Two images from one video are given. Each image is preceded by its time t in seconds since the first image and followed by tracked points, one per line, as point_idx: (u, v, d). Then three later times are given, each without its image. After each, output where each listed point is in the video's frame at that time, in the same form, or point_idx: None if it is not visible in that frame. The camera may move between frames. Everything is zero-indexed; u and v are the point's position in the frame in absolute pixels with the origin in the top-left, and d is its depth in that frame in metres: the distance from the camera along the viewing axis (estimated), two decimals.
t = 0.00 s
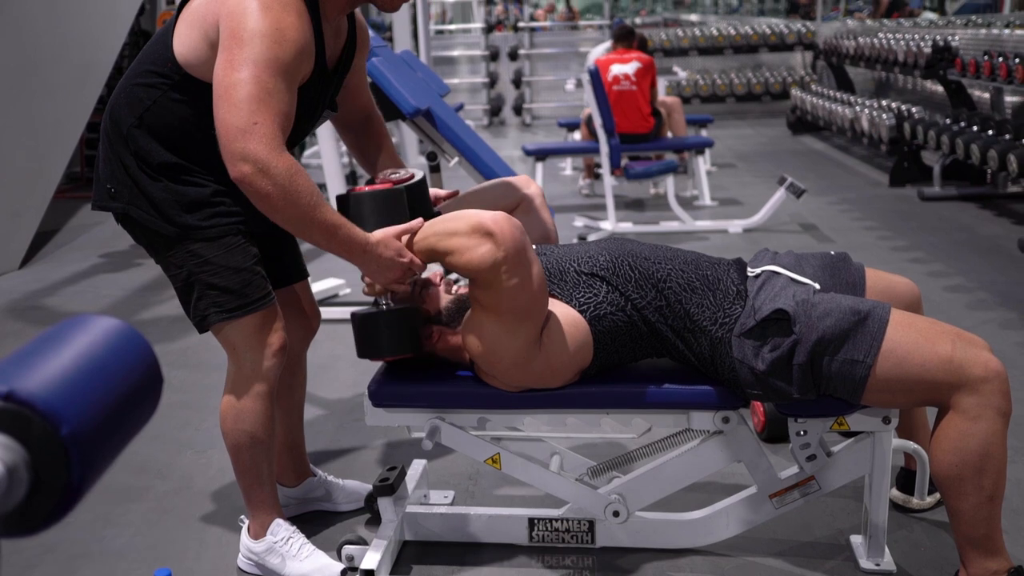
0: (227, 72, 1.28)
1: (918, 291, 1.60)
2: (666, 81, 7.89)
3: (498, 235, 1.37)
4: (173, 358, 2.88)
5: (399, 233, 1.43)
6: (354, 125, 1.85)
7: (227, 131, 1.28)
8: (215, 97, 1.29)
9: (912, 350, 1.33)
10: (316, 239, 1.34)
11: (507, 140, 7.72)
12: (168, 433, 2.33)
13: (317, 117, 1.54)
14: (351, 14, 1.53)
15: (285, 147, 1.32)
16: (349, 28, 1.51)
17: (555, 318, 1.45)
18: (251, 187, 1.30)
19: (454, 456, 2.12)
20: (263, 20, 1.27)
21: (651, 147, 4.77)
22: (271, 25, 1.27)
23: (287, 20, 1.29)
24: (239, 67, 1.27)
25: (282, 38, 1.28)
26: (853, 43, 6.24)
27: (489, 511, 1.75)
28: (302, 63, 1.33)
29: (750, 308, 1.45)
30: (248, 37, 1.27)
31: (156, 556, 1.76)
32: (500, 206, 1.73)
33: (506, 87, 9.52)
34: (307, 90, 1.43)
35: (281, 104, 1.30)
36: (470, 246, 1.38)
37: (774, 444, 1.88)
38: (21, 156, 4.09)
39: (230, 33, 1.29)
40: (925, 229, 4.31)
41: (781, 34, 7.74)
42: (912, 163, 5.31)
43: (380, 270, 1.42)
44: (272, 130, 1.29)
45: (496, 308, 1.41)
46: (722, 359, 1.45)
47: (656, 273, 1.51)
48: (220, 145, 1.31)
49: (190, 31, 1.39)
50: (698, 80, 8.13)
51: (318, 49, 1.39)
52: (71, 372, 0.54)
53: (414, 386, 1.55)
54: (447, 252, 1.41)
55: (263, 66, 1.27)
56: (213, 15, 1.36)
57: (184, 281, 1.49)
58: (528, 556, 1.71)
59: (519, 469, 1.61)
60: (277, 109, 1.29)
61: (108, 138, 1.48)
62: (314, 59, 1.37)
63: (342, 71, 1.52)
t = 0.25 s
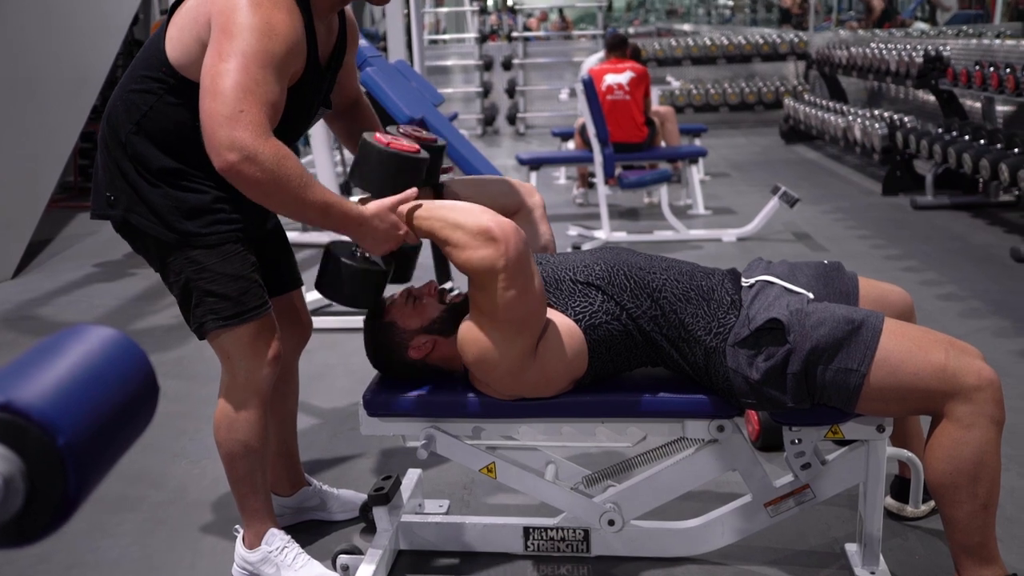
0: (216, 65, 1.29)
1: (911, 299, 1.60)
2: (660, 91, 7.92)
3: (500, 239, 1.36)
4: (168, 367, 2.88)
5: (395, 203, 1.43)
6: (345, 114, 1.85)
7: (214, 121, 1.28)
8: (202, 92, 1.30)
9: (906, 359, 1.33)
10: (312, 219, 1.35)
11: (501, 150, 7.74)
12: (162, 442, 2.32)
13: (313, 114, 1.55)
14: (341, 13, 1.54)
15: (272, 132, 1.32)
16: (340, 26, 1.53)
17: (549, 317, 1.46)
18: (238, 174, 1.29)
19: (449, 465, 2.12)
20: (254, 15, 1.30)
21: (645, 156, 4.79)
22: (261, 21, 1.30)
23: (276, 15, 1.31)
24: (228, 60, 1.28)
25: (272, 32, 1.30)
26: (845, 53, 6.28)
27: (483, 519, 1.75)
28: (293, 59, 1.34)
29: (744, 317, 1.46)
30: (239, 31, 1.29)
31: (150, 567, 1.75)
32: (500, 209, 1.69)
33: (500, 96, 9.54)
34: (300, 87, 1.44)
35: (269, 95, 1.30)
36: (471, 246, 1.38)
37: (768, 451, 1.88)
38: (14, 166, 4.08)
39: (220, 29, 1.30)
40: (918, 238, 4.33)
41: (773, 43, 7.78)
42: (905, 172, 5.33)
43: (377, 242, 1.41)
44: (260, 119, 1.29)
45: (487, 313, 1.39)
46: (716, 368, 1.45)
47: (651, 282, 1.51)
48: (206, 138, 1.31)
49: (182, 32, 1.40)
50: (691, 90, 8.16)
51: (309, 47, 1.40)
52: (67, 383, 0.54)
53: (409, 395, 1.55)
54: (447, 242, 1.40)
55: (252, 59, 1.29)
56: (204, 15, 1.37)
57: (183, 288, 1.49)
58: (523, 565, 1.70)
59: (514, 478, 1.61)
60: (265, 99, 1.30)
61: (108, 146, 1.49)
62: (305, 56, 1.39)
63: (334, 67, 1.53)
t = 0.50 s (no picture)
0: (213, 63, 1.30)
1: (909, 303, 1.61)
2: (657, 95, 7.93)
3: (502, 242, 1.35)
4: (166, 372, 2.87)
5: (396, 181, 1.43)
6: (343, 111, 1.86)
7: (211, 118, 1.28)
8: (199, 91, 1.31)
9: (905, 364, 1.34)
10: (315, 200, 1.36)
11: (499, 155, 7.74)
12: (161, 447, 2.32)
13: (312, 115, 1.56)
14: (339, 15, 1.55)
15: (268, 126, 1.32)
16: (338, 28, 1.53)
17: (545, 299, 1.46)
18: (235, 169, 1.30)
19: (448, 470, 2.11)
20: (252, 16, 1.30)
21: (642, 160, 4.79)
22: (259, 21, 1.30)
23: (275, 15, 1.32)
24: (225, 59, 1.29)
25: (270, 31, 1.31)
26: (842, 58, 6.29)
27: (482, 524, 1.74)
28: (291, 60, 1.35)
29: (744, 322, 1.46)
30: (237, 29, 1.30)
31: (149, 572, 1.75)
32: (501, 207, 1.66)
33: (498, 101, 9.54)
34: (298, 88, 1.44)
35: (266, 91, 1.30)
36: (473, 246, 1.37)
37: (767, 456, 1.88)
38: (12, 171, 4.08)
39: (219, 29, 1.31)
40: (916, 242, 4.33)
41: (770, 48, 7.80)
42: (902, 176, 5.34)
43: (385, 219, 1.44)
44: (257, 117, 1.30)
45: (487, 317, 1.39)
46: (715, 373, 1.45)
47: (651, 287, 1.51)
48: (201, 136, 1.32)
49: (180, 35, 1.41)
50: (688, 95, 8.17)
51: (308, 49, 1.40)
52: (68, 387, 0.54)
53: (409, 401, 1.55)
54: (448, 232, 1.40)
55: (250, 58, 1.29)
56: (203, 18, 1.38)
57: (185, 292, 1.49)
58: (523, 569, 1.70)
59: (512, 482, 1.60)
60: (261, 96, 1.30)
61: (109, 150, 1.49)
62: (303, 58, 1.39)
63: (332, 69, 1.53)
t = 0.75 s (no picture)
0: (215, 64, 1.30)
1: (911, 307, 1.61)
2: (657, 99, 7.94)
3: (507, 246, 1.35)
4: (167, 376, 2.87)
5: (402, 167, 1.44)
6: (344, 108, 1.86)
7: (212, 118, 1.29)
8: (200, 94, 1.31)
9: (909, 368, 1.34)
10: (319, 190, 1.37)
11: (498, 158, 7.75)
12: (162, 451, 2.32)
13: (315, 117, 1.56)
14: (341, 17, 1.55)
15: (270, 124, 1.33)
16: (341, 30, 1.53)
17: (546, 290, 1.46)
18: (237, 168, 1.30)
19: (449, 474, 2.11)
20: (254, 18, 1.31)
21: (642, 163, 4.79)
22: (262, 22, 1.31)
23: (278, 16, 1.32)
24: (227, 59, 1.29)
25: (273, 32, 1.31)
26: (841, 61, 6.30)
27: (483, 528, 1.74)
28: (294, 60, 1.35)
29: (747, 326, 1.46)
30: (239, 31, 1.30)
31: None
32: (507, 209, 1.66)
33: (498, 104, 9.55)
34: (301, 91, 1.45)
35: (268, 91, 1.31)
36: (478, 249, 1.37)
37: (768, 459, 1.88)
38: (13, 174, 4.09)
39: (221, 31, 1.32)
40: (916, 246, 4.34)
41: (770, 51, 7.80)
42: (902, 180, 5.35)
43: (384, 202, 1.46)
44: (259, 116, 1.30)
45: (490, 321, 1.39)
46: (718, 377, 1.45)
47: (655, 292, 1.51)
48: (202, 136, 1.32)
49: (183, 38, 1.41)
50: (688, 98, 8.18)
51: (311, 50, 1.41)
52: (72, 392, 0.54)
53: (410, 404, 1.55)
54: (454, 229, 1.40)
55: (253, 58, 1.29)
56: (206, 21, 1.38)
57: (187, 295, 1.49)
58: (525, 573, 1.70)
59: (514, 486, 1.60)
60: (263, 95, 1.30)
61: (112, 154, 1.49)
62: (307, 59, 1.40)
63: (335, 71, 1.54)
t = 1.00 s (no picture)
0: (221, 62, 1.31)
1: (913, 311, 1.61)
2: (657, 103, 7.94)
3: (514, 242, 1.36)
4: (167, 379, 2.88)
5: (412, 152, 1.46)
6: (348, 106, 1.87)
7: (218, 115, 1.29)
8: (205, 94, 1.31)
9: (911, 371, 1.34)
10: (328, 179, 1.38)
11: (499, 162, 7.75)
12: (163, 454, 2.32)
13: (319, 118, 1.56)
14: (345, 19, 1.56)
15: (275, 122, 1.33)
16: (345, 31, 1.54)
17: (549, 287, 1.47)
18: (245, 166, 1.31)
19: (450, 477, 2.11)
20: (259, 18, 1.31)
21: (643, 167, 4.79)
22: (267, 22, 1.31)
23: (282, 16, 1.33)
24: (233, 58, 1.30)
25: (277, 31, 1.31)
26: (842, 66, 6.31)
27: (484, 531, 1.74)
28: (300, 59, 1.36)
29: (749, 330, 1.46)
30: (244, 30, 1.30)
31: None
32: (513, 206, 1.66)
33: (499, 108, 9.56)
34: (305, 92, 1.45)
35: (274, 89, 1.31)
36: (485, 245, 1.37)
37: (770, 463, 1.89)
38: (14, 177, 4.09)
39: (226, 31, 1.32)
40: (916, 250, 4.34)
41: (771, 56, 7.81)
42: (903, 184, 5.35)
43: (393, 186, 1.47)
44: (265, 114, 1.30)
45: (493, 320, 1.39)
46: (720, 381, 1.45)
47: (657, 295, 1.52)
48: (207, 135, 1.32)
49: (188, 40, 1.42)
50: (688, 102, 8.19)
51: (315, 50, 1.41)
52: (75, 395, 0.55)
53: (413, 408, 1.55)
54: (463, 221, 1.40)
55: (257, 57, 1.30)
56: (211, 22, 1.38)
57: (191, 298, 1.49)
58: None
59: (516, 490, 1.60)
60: (269, 93, 1.31)
61: (118, 156, 1.50)
62: (311, 58, 1.40)
63: (339, 71, 1.54)
